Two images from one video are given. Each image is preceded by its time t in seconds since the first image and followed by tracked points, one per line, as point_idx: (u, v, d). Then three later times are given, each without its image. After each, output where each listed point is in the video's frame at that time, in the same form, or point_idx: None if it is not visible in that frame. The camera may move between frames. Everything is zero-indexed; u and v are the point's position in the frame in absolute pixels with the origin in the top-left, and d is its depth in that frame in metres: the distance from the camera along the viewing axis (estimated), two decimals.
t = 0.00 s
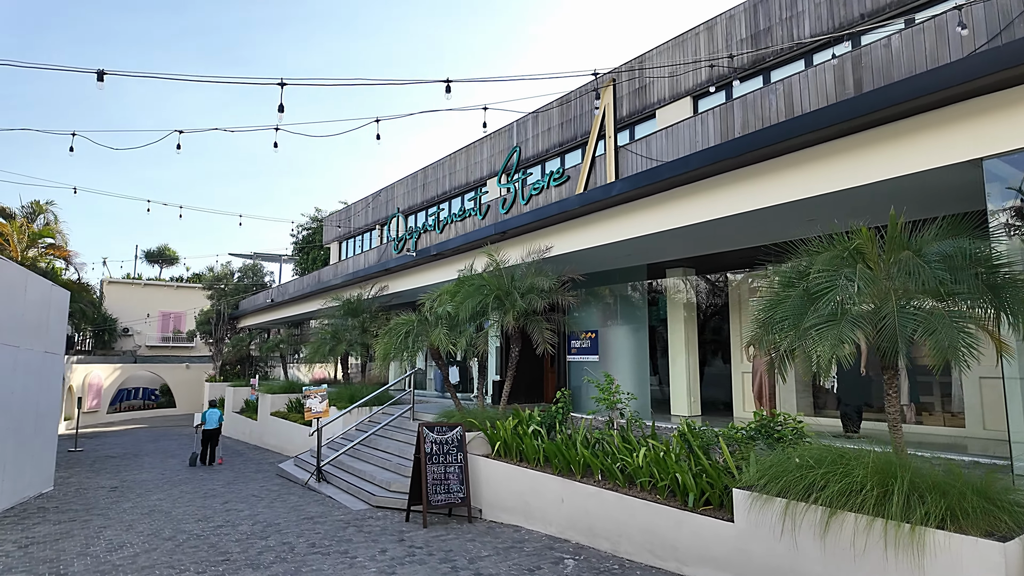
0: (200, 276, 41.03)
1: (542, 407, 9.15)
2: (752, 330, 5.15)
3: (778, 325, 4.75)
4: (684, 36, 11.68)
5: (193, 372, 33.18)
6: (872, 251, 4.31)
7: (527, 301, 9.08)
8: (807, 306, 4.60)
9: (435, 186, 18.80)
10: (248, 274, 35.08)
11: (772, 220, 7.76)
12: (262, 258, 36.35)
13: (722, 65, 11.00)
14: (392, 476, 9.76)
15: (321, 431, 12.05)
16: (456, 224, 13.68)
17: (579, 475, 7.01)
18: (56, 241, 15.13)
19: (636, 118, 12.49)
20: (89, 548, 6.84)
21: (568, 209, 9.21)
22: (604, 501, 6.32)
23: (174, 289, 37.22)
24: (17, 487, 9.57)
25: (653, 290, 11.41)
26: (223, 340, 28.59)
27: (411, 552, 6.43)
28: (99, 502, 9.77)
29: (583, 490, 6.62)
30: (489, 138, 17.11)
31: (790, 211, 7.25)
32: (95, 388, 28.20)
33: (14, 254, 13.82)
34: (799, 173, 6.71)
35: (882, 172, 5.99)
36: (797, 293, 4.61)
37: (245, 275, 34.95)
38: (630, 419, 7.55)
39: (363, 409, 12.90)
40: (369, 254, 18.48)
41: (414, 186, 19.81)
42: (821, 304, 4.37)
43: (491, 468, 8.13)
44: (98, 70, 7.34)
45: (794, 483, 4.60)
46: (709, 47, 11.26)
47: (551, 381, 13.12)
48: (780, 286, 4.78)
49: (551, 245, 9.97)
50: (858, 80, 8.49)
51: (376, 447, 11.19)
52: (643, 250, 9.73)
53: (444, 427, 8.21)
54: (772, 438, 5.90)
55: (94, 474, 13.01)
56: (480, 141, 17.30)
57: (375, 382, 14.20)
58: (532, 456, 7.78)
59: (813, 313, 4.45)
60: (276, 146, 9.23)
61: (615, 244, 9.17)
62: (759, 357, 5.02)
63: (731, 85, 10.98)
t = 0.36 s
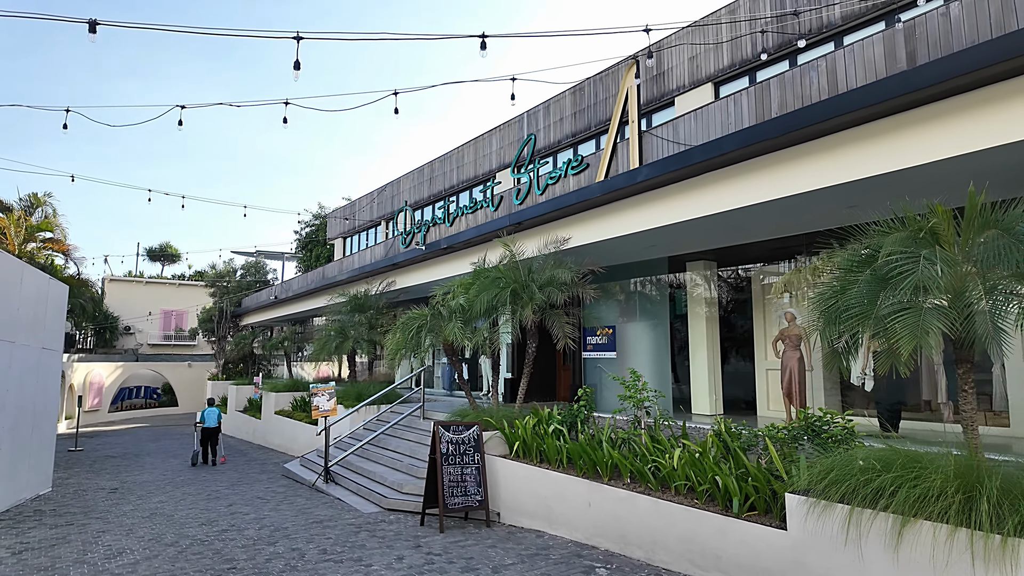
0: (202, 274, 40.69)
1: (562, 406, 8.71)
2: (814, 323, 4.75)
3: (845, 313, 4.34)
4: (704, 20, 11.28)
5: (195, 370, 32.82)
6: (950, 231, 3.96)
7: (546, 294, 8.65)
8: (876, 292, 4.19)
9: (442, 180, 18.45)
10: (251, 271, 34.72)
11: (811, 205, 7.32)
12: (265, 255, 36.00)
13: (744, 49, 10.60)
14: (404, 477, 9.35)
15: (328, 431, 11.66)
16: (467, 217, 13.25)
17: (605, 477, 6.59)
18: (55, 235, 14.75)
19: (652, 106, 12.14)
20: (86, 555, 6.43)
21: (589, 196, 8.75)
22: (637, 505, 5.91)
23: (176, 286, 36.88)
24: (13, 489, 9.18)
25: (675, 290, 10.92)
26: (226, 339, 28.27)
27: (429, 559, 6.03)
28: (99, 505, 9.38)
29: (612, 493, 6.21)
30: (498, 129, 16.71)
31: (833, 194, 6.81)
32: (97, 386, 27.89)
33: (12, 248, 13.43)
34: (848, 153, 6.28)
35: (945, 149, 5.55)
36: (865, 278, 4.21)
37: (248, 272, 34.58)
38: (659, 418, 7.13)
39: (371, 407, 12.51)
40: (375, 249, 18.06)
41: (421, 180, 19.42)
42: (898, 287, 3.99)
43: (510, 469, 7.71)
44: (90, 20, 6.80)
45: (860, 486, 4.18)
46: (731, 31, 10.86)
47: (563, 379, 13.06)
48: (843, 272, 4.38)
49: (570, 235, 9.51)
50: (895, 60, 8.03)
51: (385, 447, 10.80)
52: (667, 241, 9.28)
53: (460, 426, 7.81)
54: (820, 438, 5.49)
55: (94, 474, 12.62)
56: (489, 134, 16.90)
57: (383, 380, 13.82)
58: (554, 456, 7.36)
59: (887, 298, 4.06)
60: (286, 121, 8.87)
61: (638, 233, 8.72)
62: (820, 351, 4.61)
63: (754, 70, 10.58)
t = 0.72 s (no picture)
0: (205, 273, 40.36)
1: (588, 405, 8.26)
2: (893, 313, 4.46)
3: (935, 302, 4.12)
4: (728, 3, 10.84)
5: (199, 369, 32.47)
6: None
7: (570, 288, 8.20)
8: (971, 280, 3.93)
9: (450, 174, 18.08)
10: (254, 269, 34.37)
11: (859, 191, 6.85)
12: (268, 253, 35.64)
13: (771, 33, 10.16)
14: (419, 480, 8.92)
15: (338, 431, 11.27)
16: (480, 210, 12.82)
17: (640, 483, 6.16)
18: (55, 230, 14.37)
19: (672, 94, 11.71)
20: (84, 566, 6.01)
21: (613, 186, 8.27)
22: (679, 514, 5.45)
23: (179, 284, 36.54)
24: (10, 492, 8.76)
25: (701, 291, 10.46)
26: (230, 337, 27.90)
27: (453, 571, 5.60)
28: (100, 509, 8.97)
29: (648, 501, 5.78)
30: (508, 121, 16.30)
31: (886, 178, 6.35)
32: (99, 385, 27.55)
33: (10, 242, 13.03)
34: (906, 132, 5.83)
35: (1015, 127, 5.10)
36: (959, 264, 3.94)
37: (251, 270, 34.21)
38: (694, 420, 6.74)
39: (381, 407, 12.12)
40: (382, 245, 17.61)
41: (428, 174, 19.03)
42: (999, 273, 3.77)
43: (534, 474, 7.27)
44: None
45: (944, 495, 3.78)
46: (757, 14, 10.42)
47: (578, 378, 12.71)
48: (930, 257, 4.11)
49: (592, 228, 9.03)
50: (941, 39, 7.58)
51: (397, 448, 10.40)
52: (696, 232, 8.81)
53: (480, 428, 7.38)
54: (879, 442, 5.07)
55: (95, 476, 12.22)
56: (499, 126, 16.48)
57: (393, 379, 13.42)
58: (582, 460, 6.92)
59: (987, 286, 3.85)
60: (299, 94, 8.52)
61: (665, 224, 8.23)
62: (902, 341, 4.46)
63: (782, 55, 10.14)
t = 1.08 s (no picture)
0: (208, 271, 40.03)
1: (615, 406, 7.83)
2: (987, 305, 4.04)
3: None
4: None
5: (203, 368, 32.14)
6: None
7: (596, 282, 7.74)
8: None
9: (460, 169, 17.69)
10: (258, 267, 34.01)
11: (913, 175, 6.37)
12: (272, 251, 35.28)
13: (802, 17, 9.71)
14: (435, 484, 8.52)
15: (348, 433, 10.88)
16: (494, 203, 12.36)
17: (678, 491, 5.78)
18: (57, 225, 14.00)
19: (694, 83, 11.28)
20: None
21: (641, 174, 7.79)
22: (730, 524, 5.04)
23: (182, 282, 36.20)
24: (9, 497, 8.37)
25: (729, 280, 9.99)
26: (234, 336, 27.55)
27: None
28: (102, 514, 8.59)
29: (690, 510, 5.40)
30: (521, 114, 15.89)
31: (951, 160, 5.84)
32: (103, 384, 27.23)
33: (10, 237, 12.63)
34: (990, 105, 5.24)
35: None
36: None
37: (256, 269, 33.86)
38: (734, 422, 6.42)
39: (393, 407, 11.72)
40: (390, 241, 17.18)
41: (437, 169, 18.64)
42: None
43: (560, 477, 6.88)
44: None
45: None
46: None
47: (596, 377, 12.31)
48: None
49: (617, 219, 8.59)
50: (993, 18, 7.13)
51: (411, 450, 10.00)
52: (728, 222, 8.33)
53: (504, 429, 6.98)
54: (950, 448, 4.64)
55: (98, 478, 11.84)
56: (511, 119, 16.05)
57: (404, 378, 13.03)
58: (615, 464, 6.51)
59: None
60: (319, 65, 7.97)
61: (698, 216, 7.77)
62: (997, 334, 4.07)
63: (813, 40, 9.69)
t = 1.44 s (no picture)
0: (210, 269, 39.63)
1: (641, 405, 7.38)
2: None
3: None
4: None
5: (204, 367, 31.72)
6: None
7: (620, 274, 7.25)
8: None
9: (467, 162, 17.27)
10: (261, 265, 33.52)
11: (966, 156, 5.91)
12: (274, 248, 34.88)
13: None
14: (448, 487, 8.07)
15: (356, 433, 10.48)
16: (506, 194, 11.89)
17: (717, 497, 5.37)
18: (54, 218, 13.59)
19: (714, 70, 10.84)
20: None
21: (669, 159, 7.33)
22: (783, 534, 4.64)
23: (183, 280, 35.81)
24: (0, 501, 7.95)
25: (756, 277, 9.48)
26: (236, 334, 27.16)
27: None
28: (98, 519, 8.17)
29: (734, 519, 4.99)
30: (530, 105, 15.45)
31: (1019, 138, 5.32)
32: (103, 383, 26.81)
33: (5, 229, 12.21)
34: None
35: None
36: None
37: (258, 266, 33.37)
38: (775, 423, 6.05)
39: (402, 406, 11.30)
40: (396, 235, 16.71)
41: (444, 163, 18.22)
42: None
43: (585, 482, 6.45)
44: None
45: None
46: None
47: (611, 375, 11.88)
48: None
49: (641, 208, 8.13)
50: None
51: (421, 451, 9.59)
52: (759, 210, 7.88)
53: (525, 430, 6.52)
54: None
55: (95, 480, 11.42)
56: (520, 110, 15.62)
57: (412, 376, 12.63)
58: (646, 468, 6.10)
59: None
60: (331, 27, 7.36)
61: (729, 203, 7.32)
62: None
63: (843, 21, 9.24)
